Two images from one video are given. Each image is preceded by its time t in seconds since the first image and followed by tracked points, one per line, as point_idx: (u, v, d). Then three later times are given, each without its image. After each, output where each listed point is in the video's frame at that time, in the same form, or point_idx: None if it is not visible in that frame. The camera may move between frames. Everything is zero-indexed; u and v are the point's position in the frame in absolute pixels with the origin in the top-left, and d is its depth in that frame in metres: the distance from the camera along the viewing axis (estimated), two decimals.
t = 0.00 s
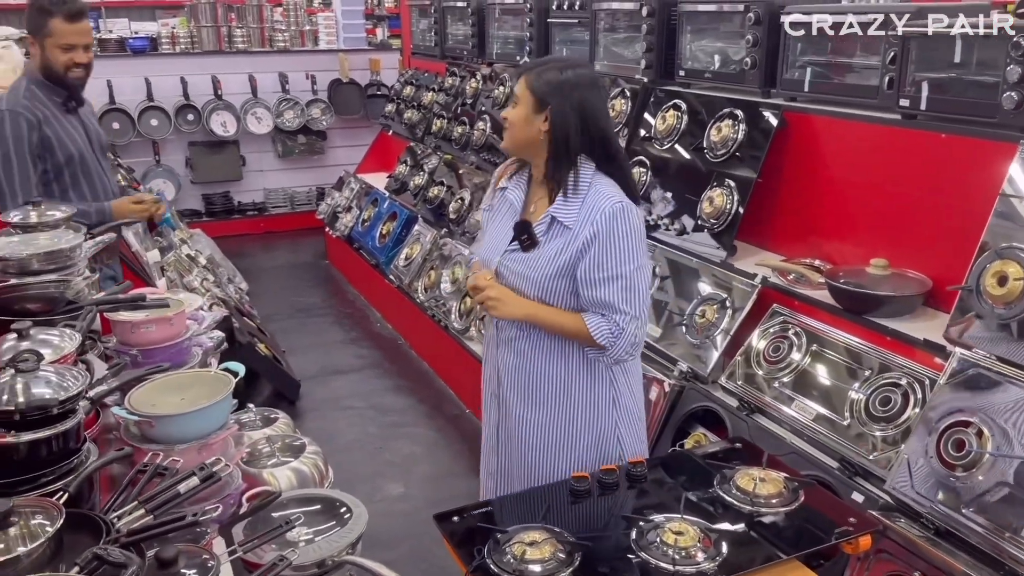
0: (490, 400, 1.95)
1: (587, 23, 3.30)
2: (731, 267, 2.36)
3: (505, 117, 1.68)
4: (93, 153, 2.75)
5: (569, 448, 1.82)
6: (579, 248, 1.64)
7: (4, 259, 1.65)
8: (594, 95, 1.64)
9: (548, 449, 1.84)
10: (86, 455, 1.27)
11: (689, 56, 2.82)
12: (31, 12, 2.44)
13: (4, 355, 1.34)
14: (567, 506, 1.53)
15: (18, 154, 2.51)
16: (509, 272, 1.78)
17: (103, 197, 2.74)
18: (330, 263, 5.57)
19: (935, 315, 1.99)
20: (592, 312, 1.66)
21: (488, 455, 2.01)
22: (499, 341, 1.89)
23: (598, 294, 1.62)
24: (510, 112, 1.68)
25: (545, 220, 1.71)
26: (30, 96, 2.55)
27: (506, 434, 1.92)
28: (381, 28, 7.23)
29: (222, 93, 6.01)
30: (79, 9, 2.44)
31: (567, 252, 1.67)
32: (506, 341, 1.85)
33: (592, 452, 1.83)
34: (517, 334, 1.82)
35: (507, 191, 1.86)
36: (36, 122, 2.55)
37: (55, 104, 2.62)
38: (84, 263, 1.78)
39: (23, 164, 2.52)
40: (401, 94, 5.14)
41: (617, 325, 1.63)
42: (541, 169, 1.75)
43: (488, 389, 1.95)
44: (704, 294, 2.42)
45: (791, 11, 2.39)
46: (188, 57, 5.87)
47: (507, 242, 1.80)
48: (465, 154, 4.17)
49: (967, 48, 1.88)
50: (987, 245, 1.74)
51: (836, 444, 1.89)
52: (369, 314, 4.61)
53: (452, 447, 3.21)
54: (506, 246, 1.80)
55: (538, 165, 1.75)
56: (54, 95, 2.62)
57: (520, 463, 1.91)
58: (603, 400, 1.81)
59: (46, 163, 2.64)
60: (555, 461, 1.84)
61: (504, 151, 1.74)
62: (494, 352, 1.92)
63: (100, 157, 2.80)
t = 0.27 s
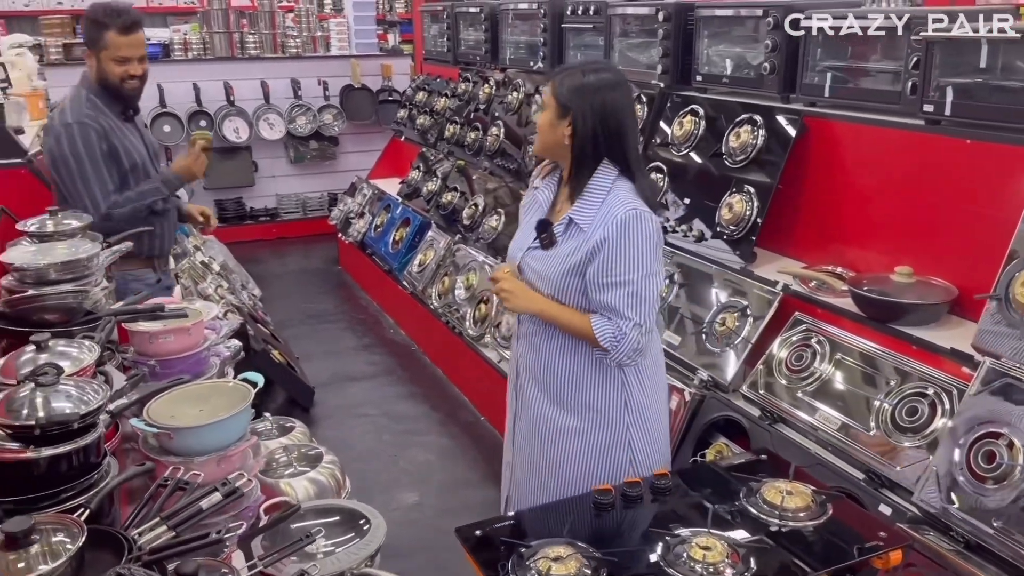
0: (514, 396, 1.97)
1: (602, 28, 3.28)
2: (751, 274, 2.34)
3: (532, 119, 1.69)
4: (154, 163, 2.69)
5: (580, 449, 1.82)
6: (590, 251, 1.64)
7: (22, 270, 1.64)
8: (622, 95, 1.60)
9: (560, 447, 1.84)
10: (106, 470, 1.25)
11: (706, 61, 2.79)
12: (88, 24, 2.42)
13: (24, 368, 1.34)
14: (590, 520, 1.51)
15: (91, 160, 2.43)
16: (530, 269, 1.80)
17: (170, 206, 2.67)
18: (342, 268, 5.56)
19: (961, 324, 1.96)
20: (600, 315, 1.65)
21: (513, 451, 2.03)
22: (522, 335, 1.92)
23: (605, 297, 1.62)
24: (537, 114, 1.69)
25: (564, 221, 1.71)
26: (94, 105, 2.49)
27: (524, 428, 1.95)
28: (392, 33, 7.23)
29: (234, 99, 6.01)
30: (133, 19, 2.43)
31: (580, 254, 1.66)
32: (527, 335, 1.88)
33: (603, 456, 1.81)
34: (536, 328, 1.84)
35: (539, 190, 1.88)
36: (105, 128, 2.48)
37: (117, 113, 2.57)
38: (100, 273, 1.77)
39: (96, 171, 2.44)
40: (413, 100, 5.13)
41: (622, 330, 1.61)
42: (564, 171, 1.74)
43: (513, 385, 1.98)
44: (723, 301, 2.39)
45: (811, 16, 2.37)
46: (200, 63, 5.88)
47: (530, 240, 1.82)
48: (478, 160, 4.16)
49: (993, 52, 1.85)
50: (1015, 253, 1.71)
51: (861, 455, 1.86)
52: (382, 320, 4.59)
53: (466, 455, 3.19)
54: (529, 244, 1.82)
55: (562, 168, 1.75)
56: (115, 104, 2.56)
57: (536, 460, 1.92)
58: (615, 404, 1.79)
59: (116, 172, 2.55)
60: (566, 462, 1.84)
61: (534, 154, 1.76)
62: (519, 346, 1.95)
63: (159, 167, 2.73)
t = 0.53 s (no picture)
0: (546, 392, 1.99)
1: (616, 32, 3.26)
2: (774, 281, 2.31)
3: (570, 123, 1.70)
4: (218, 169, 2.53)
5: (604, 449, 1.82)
6: (619, 251, 1.64)
7: (41, 278, 1.62)
8: (655, 95, 1.59)
9: (586, 445, 1.85)
10: (135, 485, 1.23)
11: (723, 66, 2.77)
12: (141, 36, 2.25)
13: (48, 381, 1.32)
14: (620, 533, 1.49)
15: (176, 175, 2.28)
16: (562, 266, 1.81)
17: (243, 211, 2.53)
18: (352, 274, 5.55)
19: (991, 332, 1.93)
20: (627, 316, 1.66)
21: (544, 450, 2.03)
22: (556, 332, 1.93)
23: (633, 297, 1.62)
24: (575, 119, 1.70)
25: (597, 221, 1.72)
26: (160, 118, 2.31)
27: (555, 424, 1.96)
28: (400, 39, 7.22)
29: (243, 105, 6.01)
30: (186, 24, 2.27)
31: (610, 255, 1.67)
32: (560, 331, 1.89)
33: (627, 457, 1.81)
34: (568, 325, 1.85)
35: (575, 189, 1.89)
36: (180, 140, 2.31)
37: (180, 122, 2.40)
38: (121, 282, 1.75)
39: (182, 185, 2.29)
40: (423, 106, 5.11)
41: (649, 331, 1.62)
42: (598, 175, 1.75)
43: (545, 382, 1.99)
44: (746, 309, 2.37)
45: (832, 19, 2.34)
46: (209, 70, 5.87)
47: (564, 239, 1.83)
48: (490, 165, 4.14)
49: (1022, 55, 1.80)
50: None
51: (891, 465, 1.83)
52: (393, 326, 4.57)
53: (481, 463, 3.16)
54: (562, 242, 1.83)
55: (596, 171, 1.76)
56: (176, 113, 2.39)
57: (564, 456, 1.93)
58: (641, 406, 1.78)
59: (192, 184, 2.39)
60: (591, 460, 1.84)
61: (572, 157, 1.77)
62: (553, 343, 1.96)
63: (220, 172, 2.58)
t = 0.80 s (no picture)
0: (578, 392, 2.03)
1: (628, 38, 3.24)
2: (796, 287, 2.30)
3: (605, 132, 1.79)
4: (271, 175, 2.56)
5: (634, 450, 1.86)
6: (657, 255, 1.71)
7: (62, 288, 1.60)
8: (687, 102, 1.67)
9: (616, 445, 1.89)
10: (166, 499, 1.21)
11: (739, 71, 2.76)
12: (209, 40, 2.28)
13: (75, 394, 1.30)
14: (652, 544, 1.47)
15: (247, 179, 2.29)
16: (598, 268, 1.89)
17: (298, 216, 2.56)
18: (359, 281, 5.52)
19: (1018, 339, 1.91)
20: (663, 318, 1.72)
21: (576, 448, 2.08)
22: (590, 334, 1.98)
23: (670, 300, 1.69)
24: (611, 128, 1.79)
25: (635, 226, 1.80)
26: (224, 122, 2.32)
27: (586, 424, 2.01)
28: (405, 45, 7.21)
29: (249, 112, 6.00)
30: (252, 30, 2.32)
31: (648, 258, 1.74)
32: (593, 333, 1.94)
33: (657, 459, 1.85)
34: (602, 327, 1.91)
35: (613, 193, 1.98)
36: (245, 144, 2.33)
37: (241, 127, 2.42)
38: (141, 291, 1.73)
39: (253, 188, 2.30)
40: (430, 112, 5.10)
41: (684, 333, 1.68)
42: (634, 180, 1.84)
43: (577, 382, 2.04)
44: (767, 315, 2.35)
45: (851, 24, 2.33)
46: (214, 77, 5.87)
47: (600, 242, 1.91)
48: (499, 171, 4.13)
49: None
50: None
51: (920, 474, 1.81)
52: (402, 333, 4.55)
53: (494, 471, 3.14)
54: (599, 245, 1.92)
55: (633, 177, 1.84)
56: (236, 117, 2.41)
57: (594, 456, 1.98)
58: (671, 409, 1.82)
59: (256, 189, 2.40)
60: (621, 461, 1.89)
61: (611, 164, 1.85)
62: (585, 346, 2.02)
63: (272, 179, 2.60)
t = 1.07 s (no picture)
0: (597, 392, 2.07)
1: (637, 42, 3.23)
2: (810, 292, 2.29)
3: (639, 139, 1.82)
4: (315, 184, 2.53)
5: (655, 450, 1.90)
6: (688, 260, 1.76)
7: (79, 295, 1.59)
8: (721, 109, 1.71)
9: (636, 445, 1.93)
10: (191, 509, 1.20)
11: (750, 76, 2.75)
12: (261, 51, 2.23)
13: (96, 403, 1.29)
14: (675, 552, 1.46)
15: (273, 198, 2.28)
16: (627, 270, 1.94)
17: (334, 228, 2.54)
18: (363, 286, 5.51)
19: None
20: (691, 321, 1.77)
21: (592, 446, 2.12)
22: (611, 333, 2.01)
23: (700, 305, 1.75)
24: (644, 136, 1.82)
25: (666, 230, 1.84)
26: (262, 135, 2.30)
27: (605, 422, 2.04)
28: (408, 50, 7.20)
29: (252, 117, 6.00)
30: (308, 45, 2.26)
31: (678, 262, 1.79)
32: (616, 332, 1.97)
33: (677, 459, 1.90)
34: (626, 327, 1.94)
35: (642, 196, 2.02)
36: (278, 161, 2.31)
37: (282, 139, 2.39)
38: (158, 299, 1.72)
39: (278, 207, 2.29)
40: (435, 116, 5.09)
41: (711, 338, 1.74)
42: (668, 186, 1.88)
43: (597, 381, 2.07)
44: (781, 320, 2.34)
45: (864, 29, 2.32)
46: (217, 82, 5.86)
47: (630, 244, 1.96)
48: (505, 176, 4.12)
49: None
50: None
51: (940, 480, 1.81)
52: (408, 338, 4.54)
53: (503, 477, 3.12)
54: (628, 247, 1.96)
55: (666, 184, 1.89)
56: (279, 128, 2.38)
57: (613, 453, 2.02)
58: (693, 411, 1.87)
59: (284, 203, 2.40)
60: (641, 460, 1.93)
61: (644, 170, 1.88)
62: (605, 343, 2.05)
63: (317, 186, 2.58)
